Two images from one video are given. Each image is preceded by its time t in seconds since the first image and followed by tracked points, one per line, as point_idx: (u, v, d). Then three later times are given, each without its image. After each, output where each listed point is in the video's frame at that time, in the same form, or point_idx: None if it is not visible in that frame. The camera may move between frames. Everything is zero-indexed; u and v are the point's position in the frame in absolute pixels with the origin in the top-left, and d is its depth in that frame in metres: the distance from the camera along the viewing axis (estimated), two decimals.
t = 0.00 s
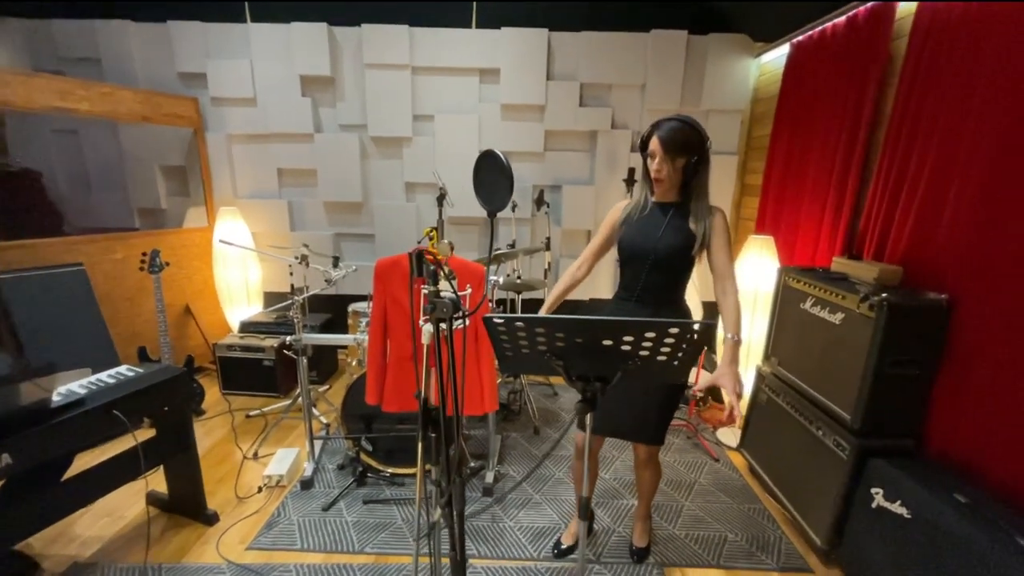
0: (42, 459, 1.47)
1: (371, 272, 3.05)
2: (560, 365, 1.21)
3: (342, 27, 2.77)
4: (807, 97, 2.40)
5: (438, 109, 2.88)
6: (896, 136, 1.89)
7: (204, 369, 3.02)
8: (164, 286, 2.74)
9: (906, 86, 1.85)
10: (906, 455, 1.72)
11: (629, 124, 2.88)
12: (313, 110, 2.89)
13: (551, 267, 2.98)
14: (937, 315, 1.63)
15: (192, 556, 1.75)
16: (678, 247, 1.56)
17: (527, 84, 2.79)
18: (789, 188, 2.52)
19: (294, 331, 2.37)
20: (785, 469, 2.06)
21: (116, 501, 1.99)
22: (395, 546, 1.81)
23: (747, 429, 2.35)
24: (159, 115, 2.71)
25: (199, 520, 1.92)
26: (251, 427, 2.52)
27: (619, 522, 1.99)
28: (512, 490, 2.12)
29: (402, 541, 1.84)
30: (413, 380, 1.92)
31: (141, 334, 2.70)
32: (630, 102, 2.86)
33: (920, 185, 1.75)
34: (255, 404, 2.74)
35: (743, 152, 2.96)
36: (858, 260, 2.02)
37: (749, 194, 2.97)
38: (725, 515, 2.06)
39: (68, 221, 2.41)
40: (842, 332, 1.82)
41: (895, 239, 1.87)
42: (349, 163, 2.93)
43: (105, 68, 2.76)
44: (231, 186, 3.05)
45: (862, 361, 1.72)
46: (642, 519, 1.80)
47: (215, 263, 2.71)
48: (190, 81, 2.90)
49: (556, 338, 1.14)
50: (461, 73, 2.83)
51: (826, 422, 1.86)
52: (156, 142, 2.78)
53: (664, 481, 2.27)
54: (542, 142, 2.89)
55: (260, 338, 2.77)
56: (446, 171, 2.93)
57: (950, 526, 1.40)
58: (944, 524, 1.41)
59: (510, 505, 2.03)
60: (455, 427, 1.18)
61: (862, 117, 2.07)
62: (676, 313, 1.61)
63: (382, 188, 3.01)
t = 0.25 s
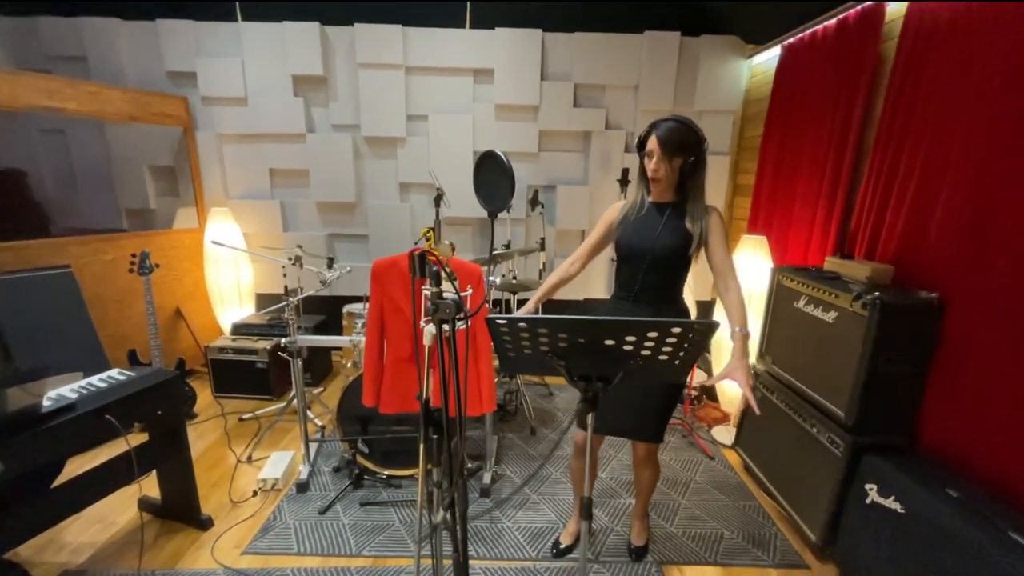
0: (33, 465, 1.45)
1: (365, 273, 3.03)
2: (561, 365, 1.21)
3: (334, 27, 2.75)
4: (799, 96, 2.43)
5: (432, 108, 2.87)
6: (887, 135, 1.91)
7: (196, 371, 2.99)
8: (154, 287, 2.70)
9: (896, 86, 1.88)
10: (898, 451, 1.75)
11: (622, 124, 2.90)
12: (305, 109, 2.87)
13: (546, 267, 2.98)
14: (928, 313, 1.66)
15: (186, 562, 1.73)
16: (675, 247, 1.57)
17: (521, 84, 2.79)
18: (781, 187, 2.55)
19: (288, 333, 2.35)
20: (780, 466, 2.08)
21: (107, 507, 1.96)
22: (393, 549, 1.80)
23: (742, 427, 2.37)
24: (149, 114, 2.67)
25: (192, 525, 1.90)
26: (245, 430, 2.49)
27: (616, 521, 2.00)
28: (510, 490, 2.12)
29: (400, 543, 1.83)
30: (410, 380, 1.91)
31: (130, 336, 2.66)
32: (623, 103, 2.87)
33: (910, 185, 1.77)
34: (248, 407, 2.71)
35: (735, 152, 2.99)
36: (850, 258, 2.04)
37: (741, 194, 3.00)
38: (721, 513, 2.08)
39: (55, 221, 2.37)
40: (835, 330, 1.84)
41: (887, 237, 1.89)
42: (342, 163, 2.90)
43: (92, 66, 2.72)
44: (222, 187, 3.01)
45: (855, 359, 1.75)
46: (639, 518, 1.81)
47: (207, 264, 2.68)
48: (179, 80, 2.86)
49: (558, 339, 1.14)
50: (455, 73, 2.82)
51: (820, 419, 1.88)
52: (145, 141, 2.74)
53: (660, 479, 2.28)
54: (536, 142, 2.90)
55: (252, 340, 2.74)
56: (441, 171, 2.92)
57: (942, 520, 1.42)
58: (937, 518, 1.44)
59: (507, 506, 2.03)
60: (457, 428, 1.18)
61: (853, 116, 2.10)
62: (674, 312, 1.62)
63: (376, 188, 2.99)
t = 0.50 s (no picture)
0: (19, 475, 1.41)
1: (355, 275, 3.01)
2: (560, 365, 1.22)
3: (321, 26, 2.73)
4: (784, 96, 2.46)
5: (421, 109, 2.86)
6: (871, 133, 1.95)
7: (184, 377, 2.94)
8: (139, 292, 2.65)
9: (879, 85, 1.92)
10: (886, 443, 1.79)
11: (611, 124, 2.92)
12: (292, 110, 2.83)
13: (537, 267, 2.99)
14: (914, 308, 1.69)
15: (179, 571, 1.70)
16: (669, 245, 1.59)
17: (510, 84, 2.80)
18: (768, 185, 2.58)
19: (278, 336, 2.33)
20: (771, 460, 2.12)
21: (95, 517, 1.92)
22: (390, 552, 1.79)
23: (734, 422, 2.40)
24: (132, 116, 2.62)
25: (185, 534, 1.87)
26: (235, 435, 2.46)
27: (612, 518, 2.01)
28: (505, 490, 2.13)
29: (397, 546, 1.83)
30: (405, 382, 1.91)
31: (115, 342, 2.60)
32: (612, 102, 2.89)
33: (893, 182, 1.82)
34: (238, 412, 2.67)
35: (722, 151, 3.03)
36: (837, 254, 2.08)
37: (729, 192, 3.04)
38: (715, 507, 2.11)
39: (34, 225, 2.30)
40: (823, 325, 1.88)
41: (872, 234, 1.93)
42: (330, 164, 2.88)
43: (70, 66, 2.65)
44: (207, 189, 2.96)
45: (844, 353, 1.78)
46: (635, 514, 1.83)
47: (193, 268, 2.65)
48: (161, 81, 2.81)
49: (557, 338, 1.14)
50: (443, 73, 2.81)
51: (810, 413, 1.92)
52: (128, 143, 2.69)
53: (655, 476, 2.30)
54: (526, 142, 2.90)
55: (241, 344, 2.71)
56: (431, 172, 2.91)
57: (931, 509, 1.46)
58: (925, 508, 1.48)
59: (504, 505, 2.04)
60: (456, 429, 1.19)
61: (837, 115, 2.14)
62: (668, 310, 1.64)
63: (365, 189, 2.97)
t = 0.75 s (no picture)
0: None
1: (343, 278, 2.98)
2: (554, 366, 1.22)
3: (305, 28, 2.70)
4: (765, 99, 2.52)
5: (408, 111, 2.85)
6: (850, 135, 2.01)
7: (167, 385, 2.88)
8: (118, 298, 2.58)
9: (857, 89, 1.97)
10: (870, 436, 1.84)
11: (597, 126, 2.94)
12: (276, 112, 2.80)
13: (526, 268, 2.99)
14: (895, 305, 1.74)
15: None
16: (659, 246, 1.61)
17: (497, 86, 2.80)
18: (750, 187, 2.64)
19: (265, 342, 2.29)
20: (759, 456, 2.15)
21: (75, 531, 1.87)
22: (382, 558, 1.78)
23: (722, 419, 2.44)
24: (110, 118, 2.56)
25: (170, 546, 1.82)
26: (221, 443, 2.41)
27: (605, 518, 2.02)
28: (497, 492, 2.12)
29: (389, 551, 1.81)
30: (396, 386, 1.89)
31: (93, 350, 2.53)
32: (598, 104, 2.91)
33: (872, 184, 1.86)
34: (223, 419, 2.62)
35: (706, 153, 3.08)
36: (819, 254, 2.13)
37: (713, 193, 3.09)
38: (705, 504, 2.13)
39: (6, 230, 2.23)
40: (808, 323, 1.92)
41: (852, 234, 1.98)
42: (316, 167, 2.85)
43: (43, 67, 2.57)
44: (189, 193, 2.91)
45: (828, 350, 1.82)
46: (628, 513, 1.84)
47: (175, 274, 2.61)
48: (139, 82, 2.75)
49: (552, 339, 1.15)
50: (430, 75, 2.80)
51: (796, 409, 1.95)
52: (105, 146, 2.62)
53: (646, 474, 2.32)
54: (513, 144, 2.91)
55: (226, 350, 2.66)
56: (418, 174, 2.89)
57: (913, 499, 1.50)
58: (909, 499, 1.52)
59: (496, 508, 2.03)
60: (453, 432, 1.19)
61: (817, 118, 2.19)
62: (659, 309, 1.66)
63: (351, 192, 2.94)
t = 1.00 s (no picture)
0: None
1: (333, 278, 2.96)
2: (551, 363, 1.23)
3: (292, 24, 2.66)
4: (751, 98, 2.55)
5: (397, 108, 2.83)
6: (835, 134, 2.05)
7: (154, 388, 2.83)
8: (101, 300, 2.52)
9: (842, 89, 2.02)
10: (857, 428, 1.88)
11: (587, 124, 2.95)
12: (262, 110, 2.76)
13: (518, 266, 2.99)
14: (881, 299, 1.78)
15: None
16: (653, 243, 1.62)
17: (486, 84, 2.79)
18: (738, 185, 2.68)
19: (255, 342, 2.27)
20: (750, 449, 2.18)
21: (62, 538, 1.83)
22: (378, 558, 1.77)
23: (713, 414, 2.47)
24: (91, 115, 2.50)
25: (161, 551, 1.79)
26: (211, 446, 2.38)
27: (600, 514, 2.04)
28: (491, 489, 2.13)
29: (385, 551, 1.80)
30: (391, 386, 1.88)
31: (77, 353, 2.48)
32: (588, 102, 2.92)
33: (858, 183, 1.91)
34: (212, 422, 2.58)
35: (695, 150, 3.11)
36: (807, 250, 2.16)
37: (702, 190, 3.12)
38: (697, 498, 2.16)
39: None
40: (797, 318, 1.95)
41: (839, 231, 2.02)
42: (304, 165, 2.81)
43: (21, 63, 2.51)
44: (173, 192, 2.85)
45: (817, 344, 1.86)
46: (622, 508, 1.86)
47: (160, 275, 2.56)
48: (121, 78, 2.69)
49: (550, 336, 1.15)
50: (419, 73, 2.79)
51: (786, 403, 1.99)
52: (87, 144, 2.56)
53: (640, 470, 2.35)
54: (503, 142, 2.90)
55: (214, 352, 2.62)
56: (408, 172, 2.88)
57: (900, 488, 1.54)
58: (896, 488, 1.55)
59: (492, 506, 2.04)
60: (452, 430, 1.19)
61: (803, 117, 2.23)
62: (653, 306, 1.67)
63: (340, 191, 2.91)
